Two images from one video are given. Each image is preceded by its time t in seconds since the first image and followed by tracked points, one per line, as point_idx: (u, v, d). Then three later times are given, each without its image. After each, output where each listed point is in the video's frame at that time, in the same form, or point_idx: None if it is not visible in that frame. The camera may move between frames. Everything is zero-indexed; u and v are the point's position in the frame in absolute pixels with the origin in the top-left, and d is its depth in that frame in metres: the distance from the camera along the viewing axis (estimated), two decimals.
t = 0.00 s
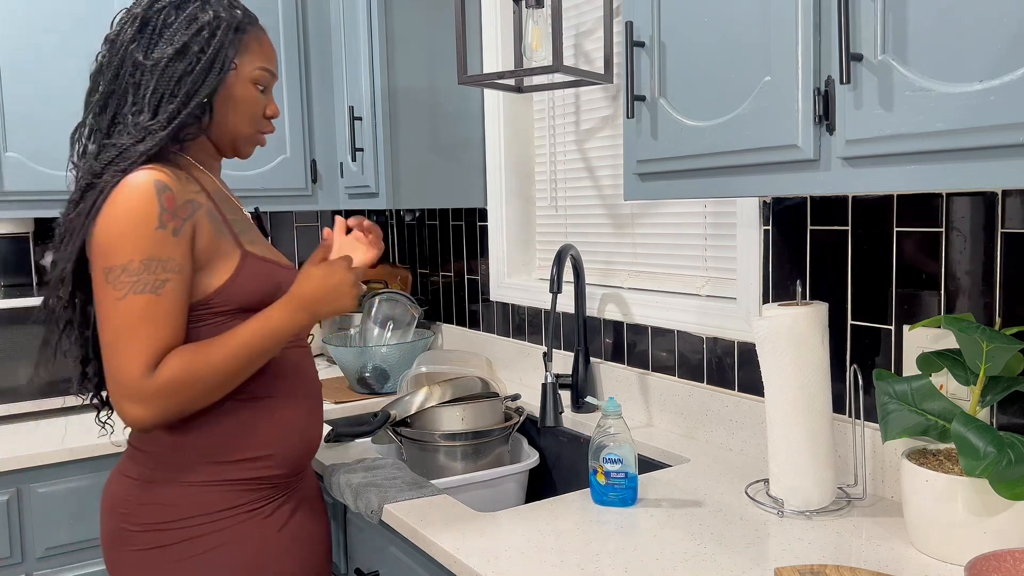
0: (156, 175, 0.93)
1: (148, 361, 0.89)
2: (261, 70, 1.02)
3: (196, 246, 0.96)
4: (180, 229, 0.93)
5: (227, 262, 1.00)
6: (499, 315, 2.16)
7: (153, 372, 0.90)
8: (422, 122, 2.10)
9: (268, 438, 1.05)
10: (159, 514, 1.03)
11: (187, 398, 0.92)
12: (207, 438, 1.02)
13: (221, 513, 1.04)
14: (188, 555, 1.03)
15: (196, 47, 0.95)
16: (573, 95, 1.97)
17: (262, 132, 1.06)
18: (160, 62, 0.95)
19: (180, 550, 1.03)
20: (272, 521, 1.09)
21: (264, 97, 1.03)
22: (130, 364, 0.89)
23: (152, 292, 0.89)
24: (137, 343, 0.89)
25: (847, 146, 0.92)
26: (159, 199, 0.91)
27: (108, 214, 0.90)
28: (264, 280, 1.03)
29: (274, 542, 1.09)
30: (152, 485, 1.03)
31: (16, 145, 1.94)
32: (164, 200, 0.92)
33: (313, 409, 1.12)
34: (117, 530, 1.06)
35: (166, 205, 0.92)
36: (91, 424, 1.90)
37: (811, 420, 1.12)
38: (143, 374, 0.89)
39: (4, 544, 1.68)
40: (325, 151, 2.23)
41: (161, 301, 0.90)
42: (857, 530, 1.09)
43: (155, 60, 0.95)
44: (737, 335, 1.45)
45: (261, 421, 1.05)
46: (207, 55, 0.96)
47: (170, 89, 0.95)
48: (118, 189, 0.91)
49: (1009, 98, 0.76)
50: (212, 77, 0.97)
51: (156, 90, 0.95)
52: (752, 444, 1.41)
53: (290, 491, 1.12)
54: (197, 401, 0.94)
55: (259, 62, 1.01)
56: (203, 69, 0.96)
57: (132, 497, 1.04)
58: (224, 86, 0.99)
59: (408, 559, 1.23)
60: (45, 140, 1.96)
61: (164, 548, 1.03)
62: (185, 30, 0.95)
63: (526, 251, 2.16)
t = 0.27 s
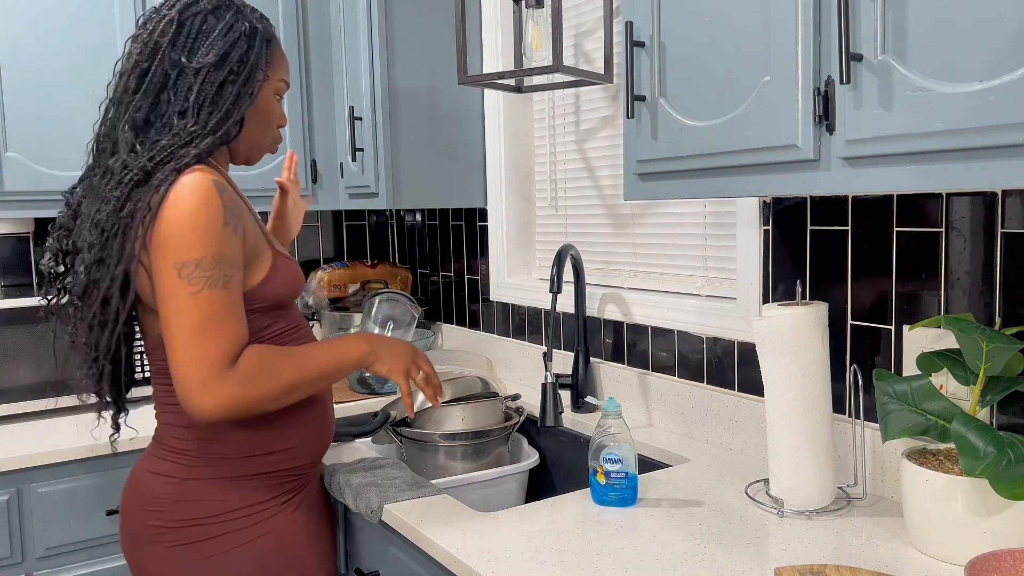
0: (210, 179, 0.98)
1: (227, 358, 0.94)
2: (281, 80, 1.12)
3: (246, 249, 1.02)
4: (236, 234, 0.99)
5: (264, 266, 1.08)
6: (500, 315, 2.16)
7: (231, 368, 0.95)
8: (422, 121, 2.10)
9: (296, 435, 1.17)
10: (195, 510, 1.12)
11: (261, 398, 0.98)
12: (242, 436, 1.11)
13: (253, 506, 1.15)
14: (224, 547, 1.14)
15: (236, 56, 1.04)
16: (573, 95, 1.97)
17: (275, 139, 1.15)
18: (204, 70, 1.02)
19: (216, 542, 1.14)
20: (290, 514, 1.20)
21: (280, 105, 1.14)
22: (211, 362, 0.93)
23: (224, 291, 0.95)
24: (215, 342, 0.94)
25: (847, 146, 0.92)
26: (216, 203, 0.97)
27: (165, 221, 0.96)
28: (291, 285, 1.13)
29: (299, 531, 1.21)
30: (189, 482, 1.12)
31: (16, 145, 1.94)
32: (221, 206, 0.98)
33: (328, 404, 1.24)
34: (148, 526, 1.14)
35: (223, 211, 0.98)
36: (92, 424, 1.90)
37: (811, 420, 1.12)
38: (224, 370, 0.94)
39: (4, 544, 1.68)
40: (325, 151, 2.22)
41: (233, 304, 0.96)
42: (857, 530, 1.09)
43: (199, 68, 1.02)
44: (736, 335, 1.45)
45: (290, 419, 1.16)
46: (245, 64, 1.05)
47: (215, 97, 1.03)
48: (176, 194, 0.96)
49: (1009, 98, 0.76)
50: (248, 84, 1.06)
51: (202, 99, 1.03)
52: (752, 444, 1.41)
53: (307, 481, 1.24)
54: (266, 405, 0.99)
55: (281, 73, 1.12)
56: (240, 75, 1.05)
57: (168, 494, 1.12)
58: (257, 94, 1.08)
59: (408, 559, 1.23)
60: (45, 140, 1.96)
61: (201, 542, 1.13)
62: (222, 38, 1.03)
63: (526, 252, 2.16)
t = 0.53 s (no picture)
0: (217, 181, 1.00)
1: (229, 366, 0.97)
2: (289, 76, 1.12)
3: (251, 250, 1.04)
4: (245, 232, 1.01)
5: (273, 265, 1.09)
6: (499, 315, 2.16)
7: (233, 376, 0.98)
8: (422, 121, 2.10)
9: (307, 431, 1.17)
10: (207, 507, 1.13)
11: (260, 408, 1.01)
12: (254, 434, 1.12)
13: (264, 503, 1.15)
14: (235, 544, 1.14)
15: (240, 56, 1.04)
16: (573, 95, 1.97)
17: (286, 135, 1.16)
18: (208, 69, 1.03)
19: (228, 540, 1.14)
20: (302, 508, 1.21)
21: (289, 101, 1.14)
22: (215, 370, 0.96)
23: (228, 297, 0.97)
24: (217, 349, 0.96)
25: (847, 146, 0.92)
26: (220, 204, 0.99)
27: (172, 220, 0.97)
28: (302, 283, 1.13)
29: (308, 529, 1.21)
30: (201, 480, 1.12)
31: (16, 145, 1.94)
32: (228, 203, 1.00)
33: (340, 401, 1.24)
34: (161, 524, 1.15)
35: (231, 209, 1.00)
36: (91, 424, 1.90)
37: (811, 421, 1.12)
38: (224, 378, 0.97)
39: (4, 544, 1.68)
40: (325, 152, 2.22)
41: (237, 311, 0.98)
42: (857, 530, 1.10)
43: (203, 67, 1.03)
44: (736, 335, 1.45)
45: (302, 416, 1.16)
46: (249, 63, 1.05)
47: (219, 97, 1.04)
48: (185, 193, 0.98)
49: (1008, 99, 0.76)
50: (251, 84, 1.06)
51: (206, 100, 1.04)
52: (752, 445, 1.41)
53: (317, 479, 1.24)
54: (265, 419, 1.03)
55: (288, 68, 1.12)
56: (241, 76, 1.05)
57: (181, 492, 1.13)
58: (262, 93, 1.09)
59: (408, 559, 1.23)
60: (45, 140, 1.96)
61: (212, 539, 1.13)
62: (226, 38, 1.04)
63: (526, 252, 2.16)
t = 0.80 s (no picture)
0: (189, 181, 1.00)
1: (196, 373, 0.98)
2: (267, 56, 1.09)
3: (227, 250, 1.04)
4: (217, 232, 1.01)
5: (256, 265, 1.08)
6: (499, 315, 2.16)
7: (203, 381, 0.99)
8: (422, 121, 2.10)
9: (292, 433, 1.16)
10: (189, 505, 1.13)
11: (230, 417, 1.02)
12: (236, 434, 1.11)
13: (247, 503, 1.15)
14: (218, 543, 1.14)
15: (194, 44, 1.05)
16: (573, 95, 1.97)
17: (279, 119, 1.13)
18: (172, 62, 1.05)
19: (211, 539, 1.14)
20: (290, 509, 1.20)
21: (274, 83, 1.11)
22: (182, 376, 0.97)
23: (195, 299, 0.97)
24: (186, 354, 0.97)
25: (847, 146, 0.92)
26: (190, 205, 0.99)
27: (144, 222, 0.98)
28: (291, 282, 1.12)
29: (294, 532, 1.20)
30: (184, 476, 1.12)
31: (16, 145, 1.94)
32: (199, 203, 1.00)
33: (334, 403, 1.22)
34: (145, 519, 1.15)
35: (201, 209, 1.00)
36: (91, 424, 1.90)
37: (811, 421, 1.12)
38: (192, 384, 0.98)
39: (4, 544, 1.68)
40: (325, 152, 2.23)
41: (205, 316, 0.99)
42: (857, 530, 1.09)
43: (169, 60, 1.05)
44: (736, 335, 1.45)
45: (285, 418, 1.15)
46: (206, 48, 1.05)
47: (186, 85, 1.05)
48: (155, 194, 0.99)
49: (1009, 99, 0.76)
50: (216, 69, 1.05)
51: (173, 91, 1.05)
52: (752, 445, 1.41)
53: (308, 480, 1.23)
54: (234, 429, 1.04)
55: (264, 49, 1.09)
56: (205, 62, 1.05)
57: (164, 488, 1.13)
58: (230, 79, 1.07)
59: (408, 559, 1.23)
60: (46, 140, 1.96)
61: (194, 537, 1.13)
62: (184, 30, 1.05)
63: (526, 252, 2.16)
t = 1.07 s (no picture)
0: (159, 178, 1.01)
1: (169, 373, 0.99)
2: (217, 47, 1.07)
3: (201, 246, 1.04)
4: (187, 228, 1.01)
5: (230, 262, 1.08)
6: (499, 315, 2.16)
7: (186, 378, 1.00)
8: (422, 121, 2.10)
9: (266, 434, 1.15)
10: (164, 502, 1.13)
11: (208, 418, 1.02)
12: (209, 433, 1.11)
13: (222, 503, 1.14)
14: (193, 541, 1.14)
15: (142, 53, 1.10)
16: (573, 95, 1.97)
17: (244, 110, 1.11)
18: (133, 67, 1.11)
19: (186, 537, 1.14)
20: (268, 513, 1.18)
21: (230, 74, 1.08)
22: (157, 375, 0.99)
23: (162, 297, 0.98)
24: (158, 354, 0.98)
25: (847, 146, 0.92)
26: (160, 202, 0.99)
27: (116, 220, 1.00)
28: (268, 279, 1.11)
29: (271, 534, 1.18)
30: (159, 475, 1.13)
31: (16, 145, 1.94)
32: (168, 200, 1.00)
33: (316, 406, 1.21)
34: (126, 514, 1.17)
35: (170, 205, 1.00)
36: (91, 424, 1.90)
37: (812, 421, 1.12)
38: (168, 384, 0.99)
39: (4, 543, 1.68)
40: (325, 152, 2.23)
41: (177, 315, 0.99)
42: (856, 530, 1.10)
43: (132, 66, 1.11)
44: (736, 335, 1.45)
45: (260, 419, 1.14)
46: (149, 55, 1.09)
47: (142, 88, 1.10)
48: (126, 192, 0.99)
49: (1009, 99, 0.76)
50: (166, 69, 1.08)
51: (134, 94, 1.11)
52: (752, 444, 1.41)
53: (292, 484, 1.22)
54: (220, 433, 1.04)
55: (214, 41, 1.07)
56: (156, 62, 1.09)
57: (141, 485, 1.14)
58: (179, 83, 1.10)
59: (408, 559, 1.23)
60: (46, 140, 1.96)
61: (169, 535, 1.14)
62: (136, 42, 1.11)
63: (526, 252, 2.16)
